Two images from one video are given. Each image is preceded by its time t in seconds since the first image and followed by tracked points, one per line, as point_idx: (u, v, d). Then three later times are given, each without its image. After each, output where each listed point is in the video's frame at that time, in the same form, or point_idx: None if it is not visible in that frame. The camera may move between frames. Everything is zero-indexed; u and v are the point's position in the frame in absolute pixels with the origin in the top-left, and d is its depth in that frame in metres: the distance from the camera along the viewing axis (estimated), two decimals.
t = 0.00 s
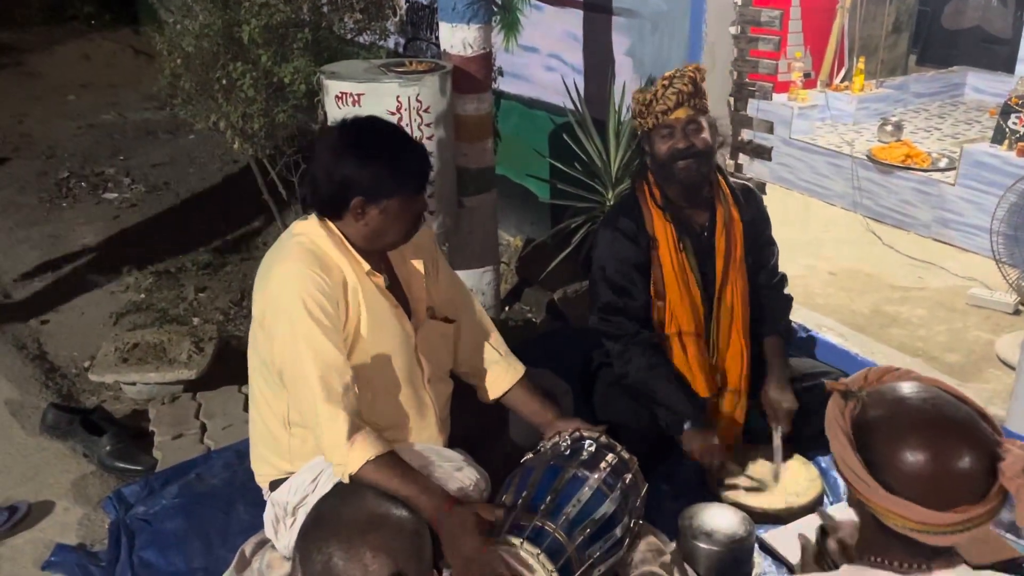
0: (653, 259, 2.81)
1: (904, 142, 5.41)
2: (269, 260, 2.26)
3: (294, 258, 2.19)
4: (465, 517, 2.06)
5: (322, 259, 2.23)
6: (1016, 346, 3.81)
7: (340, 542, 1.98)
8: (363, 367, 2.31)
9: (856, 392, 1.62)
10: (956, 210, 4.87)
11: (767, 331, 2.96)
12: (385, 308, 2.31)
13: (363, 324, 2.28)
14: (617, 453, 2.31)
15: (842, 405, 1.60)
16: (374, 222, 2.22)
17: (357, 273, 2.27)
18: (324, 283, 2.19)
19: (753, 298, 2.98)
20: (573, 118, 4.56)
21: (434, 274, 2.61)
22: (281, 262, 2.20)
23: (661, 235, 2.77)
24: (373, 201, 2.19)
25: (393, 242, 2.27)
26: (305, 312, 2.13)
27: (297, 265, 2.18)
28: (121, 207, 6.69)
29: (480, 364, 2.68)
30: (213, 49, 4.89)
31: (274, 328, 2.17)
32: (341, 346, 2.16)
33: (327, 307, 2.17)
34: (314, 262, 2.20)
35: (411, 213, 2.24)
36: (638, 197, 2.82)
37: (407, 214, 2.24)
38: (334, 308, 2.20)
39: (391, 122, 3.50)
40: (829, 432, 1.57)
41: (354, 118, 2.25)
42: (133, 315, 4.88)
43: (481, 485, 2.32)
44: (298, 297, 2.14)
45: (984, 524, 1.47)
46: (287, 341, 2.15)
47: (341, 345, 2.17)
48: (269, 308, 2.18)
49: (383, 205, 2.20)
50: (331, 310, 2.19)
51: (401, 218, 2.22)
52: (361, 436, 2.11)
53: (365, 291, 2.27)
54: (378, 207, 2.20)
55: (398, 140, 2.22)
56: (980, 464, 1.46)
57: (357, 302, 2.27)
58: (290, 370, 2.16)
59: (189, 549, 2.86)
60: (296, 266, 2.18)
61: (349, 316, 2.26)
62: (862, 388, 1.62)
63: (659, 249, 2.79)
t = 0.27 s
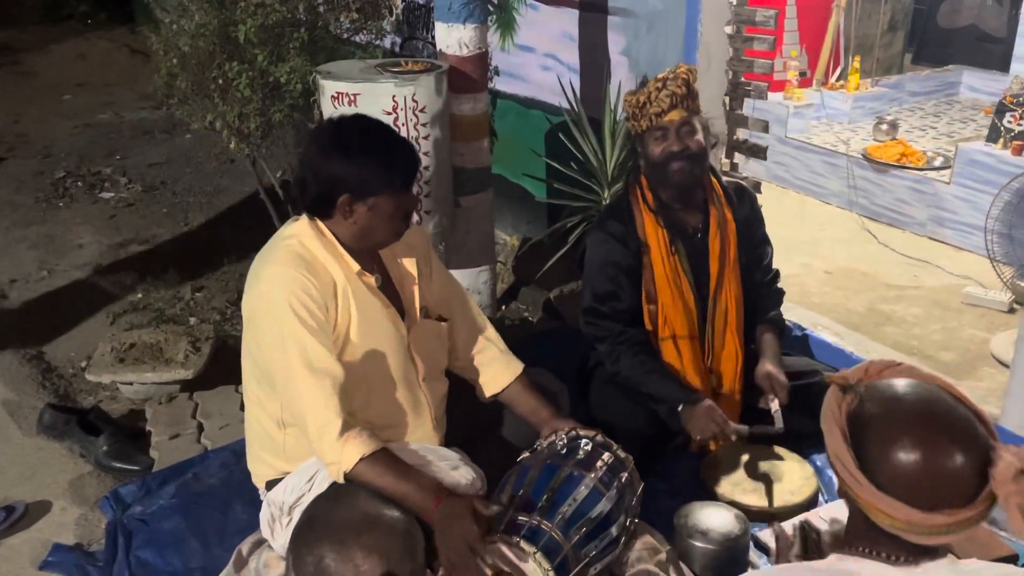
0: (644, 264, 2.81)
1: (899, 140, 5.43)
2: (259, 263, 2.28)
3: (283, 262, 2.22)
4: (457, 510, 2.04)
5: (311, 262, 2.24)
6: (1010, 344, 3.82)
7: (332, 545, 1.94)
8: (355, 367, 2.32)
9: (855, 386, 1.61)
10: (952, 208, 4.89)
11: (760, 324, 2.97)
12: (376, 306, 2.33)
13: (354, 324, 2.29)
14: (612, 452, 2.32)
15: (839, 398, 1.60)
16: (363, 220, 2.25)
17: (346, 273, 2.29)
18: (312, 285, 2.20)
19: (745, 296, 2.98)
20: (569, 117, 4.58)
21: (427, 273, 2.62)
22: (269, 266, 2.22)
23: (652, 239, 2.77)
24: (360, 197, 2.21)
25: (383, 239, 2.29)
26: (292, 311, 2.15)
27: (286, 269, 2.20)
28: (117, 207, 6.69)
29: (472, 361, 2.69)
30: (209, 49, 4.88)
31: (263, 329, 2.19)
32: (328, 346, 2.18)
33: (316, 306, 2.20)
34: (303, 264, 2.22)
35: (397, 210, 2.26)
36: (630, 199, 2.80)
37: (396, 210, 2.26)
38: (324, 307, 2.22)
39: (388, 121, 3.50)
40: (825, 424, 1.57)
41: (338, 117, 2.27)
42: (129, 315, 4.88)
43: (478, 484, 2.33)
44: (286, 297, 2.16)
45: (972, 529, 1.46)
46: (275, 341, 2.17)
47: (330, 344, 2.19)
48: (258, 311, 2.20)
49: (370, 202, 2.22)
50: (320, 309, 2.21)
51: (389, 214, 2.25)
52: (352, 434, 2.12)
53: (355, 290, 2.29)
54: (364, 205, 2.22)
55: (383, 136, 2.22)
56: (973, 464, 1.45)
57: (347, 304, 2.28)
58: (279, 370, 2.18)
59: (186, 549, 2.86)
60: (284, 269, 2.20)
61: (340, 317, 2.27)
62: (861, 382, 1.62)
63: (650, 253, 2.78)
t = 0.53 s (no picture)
0: (635, 270, 2.84)
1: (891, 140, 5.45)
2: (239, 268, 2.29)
3: (260, 267, 2.22)
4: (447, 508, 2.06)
5: (288, 266, 2.24)
6: (1001, 343, 3.84)
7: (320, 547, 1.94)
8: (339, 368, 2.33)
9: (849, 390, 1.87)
10: (943, 208, 4.92)
11: (748, 334, 3.01)
12: (360, 308, 2.33)
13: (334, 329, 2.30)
14: (606, 452, 2.32)
15: (834, 401, 1.85)
16: (342, 221, 2.25)
17: (327, 275, 2.29)
18: (289, 291, 2.21)
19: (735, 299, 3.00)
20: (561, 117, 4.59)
21: (417, 271, 2.63)
22: (246, 272, 2.23)
23: (643, 243, 2.79)
24: (338, 198, 2.22)
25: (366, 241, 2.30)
26: (268, 319, 2.16)
27: (262, 275, 2.20)
28: (109, 207, 6.67)
29: (453, 356, 2.71)
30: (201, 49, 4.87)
31: (241, 337, 2.20)
32: (307, 354, 2.20)
33: (293, 311, 2.20)
34: (280, 271, 2.22)
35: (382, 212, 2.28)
36: (622, 204, 2.82)
37: (378, 213, 2.27)
38: (302, 312, 2.23)
39: (380, 122, 3.50)
40: (821, 428, 1.82)
41: (317, 117, 2.28)
42: (122, 316, 4.87)
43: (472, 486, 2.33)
44: (260, 304, 2.17)
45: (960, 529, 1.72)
46: (250, 348, 2.18)
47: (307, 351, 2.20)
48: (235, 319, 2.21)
49: (347, 203, 2.22)
50: (299, 314, 2.22)
51: (370, 216, 2.26)
52: (333, 436, 2.14)
53: (337, 293, 2.30)
54: (343, 203, 2.22)
55: (366, 140, 2.24)
56: (963, 466, 1.71)
57: (327, 308, 2.28)
58: (257, 378, 2.20)
59: (179, 550, 2.86)
60: (261, 276, 2.20)
61: (319, 322, 2.28)
62: (855, 386, 1.87)
63: (641, 258, 2.81)
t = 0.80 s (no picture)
0: (637, 268, 2.82)
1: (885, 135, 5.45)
2: (226, 266, 2.27)
3: (248, 265, 2.21)
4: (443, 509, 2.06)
5: (276, 263, 2.23)
6: (995, 338, 3.84)
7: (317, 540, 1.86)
8: (332, 363, 2.33)
9: (852, 384, 1.60)
10: (938, 203, 4.92)
11: (746, 319, 2.98)
12: (348, 302, 2.32)
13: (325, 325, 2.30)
14: (599, 447, 2.30)
15: (836, 396, 1.59)
16: (317, 217, 2.22)
17: (313, 270, 2.28)
18: (280, 288, 2.20)
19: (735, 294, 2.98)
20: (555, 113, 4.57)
21: (407, 262, 2.61)
22: (235, 270, 2.21)
23: (644, 241, 2.77)
24: (285, 185, 2.18)
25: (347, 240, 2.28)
26: (262, 317, 2.17)
27: (251, 273, 2.19)
28: (102, 203, 6.64)
29: (446, 346, 2.72)
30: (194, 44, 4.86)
31: (235, 336, 2.21)
32: (305, 350, 2.21)
33: (284, 307, 2.20)
34: (270, 268, 2.21)
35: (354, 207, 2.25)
36: (622, 201, 2.81)
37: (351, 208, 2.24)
38: (293, 309, 2.22)
39: (374, 117, 3.49)
40: (820, 425, 1.56)
41: (282, 107, 2.25)
42: (115, 313, 4.85)
43: (465, 481, 2.35)
44: (252, 302, 2.17)
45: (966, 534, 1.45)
46: (246, 348, 2.20)
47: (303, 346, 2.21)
48: (228, 318, 2.21)
49: (295, 191, 2.19)
50: (291, 311, 2.22)
51: (338, 212, 2.23)
52: (332, 435, 2.17)
53: (325, 287, 2.29)
54: (295, 190, 2.19)
55: (334, 131, 2.20)
56: (970, 468, 1.44)
57: (318, 303, 2.28)
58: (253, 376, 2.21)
59: (173, 547, 2.85)
60: (251, 274, 2.19)
61: (310, 317, 2.28)
62: (858, 379, 1.60)
63: (642, 256, 2.79)
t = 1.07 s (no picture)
0: (630, 258, 2.83)
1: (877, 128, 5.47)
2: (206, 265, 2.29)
3: (224, 266, 2.22)
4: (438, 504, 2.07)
5: (256, 262, 2.23)
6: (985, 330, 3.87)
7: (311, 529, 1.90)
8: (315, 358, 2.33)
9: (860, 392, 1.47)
10: (932, 197, 4.94)
11: (743, 316, 2.97)
12: (328, 298, 2.32)
13: (305, 323, 2.30)
14: (590, 439, 2.31)
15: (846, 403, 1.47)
16: (278, 222, 2.20)
17: (292, 268, 2.26)
18: (260, 287, 2.21)
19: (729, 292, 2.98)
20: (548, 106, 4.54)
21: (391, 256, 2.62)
22: (214, 269, 2.23)
23: (640, 233, 2.79)
24: (249, 188, 2.18)
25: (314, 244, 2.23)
26: (242, 317, 2.17)
27: (230, 273, 2.20)
28: (93, 197, 6.61)
29: (435, 340, 2.72)
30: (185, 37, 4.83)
31: (217, 337, 2.22)
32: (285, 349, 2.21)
33: (264, 306, 2.21)
34: (249, 267, 2.22)
35: (318, 218, 2.20)
36: (618, 193, 2.80)
37: (311, 218, 2.19)
38: (273, 307, 2.23)
39: (366, 110, 3.48)
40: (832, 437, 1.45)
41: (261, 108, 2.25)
42: (106, 307, 4.83)
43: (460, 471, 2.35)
44: (231, 302, 2.18)
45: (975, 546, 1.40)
46: (228, 347, 2.21)
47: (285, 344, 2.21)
48: (208, 324, 2.23)
49: (254, 198, 2.19)
50: (271, 309, 2.23)
51: (295, 222, 2.19)
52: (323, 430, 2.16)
53: (305, 284, 2.28)
54: (254, 196, 2.19)
55: (295, 136, 2.17)
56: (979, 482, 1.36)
57: (297, 300, 2.29)
58: (237, 375, 2.23)
59: (166, 541, 2.85)
60: (229, 274, 2.20)
61: (292, 313, 2.28)
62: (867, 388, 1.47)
63: (637, 248, 2.81)
